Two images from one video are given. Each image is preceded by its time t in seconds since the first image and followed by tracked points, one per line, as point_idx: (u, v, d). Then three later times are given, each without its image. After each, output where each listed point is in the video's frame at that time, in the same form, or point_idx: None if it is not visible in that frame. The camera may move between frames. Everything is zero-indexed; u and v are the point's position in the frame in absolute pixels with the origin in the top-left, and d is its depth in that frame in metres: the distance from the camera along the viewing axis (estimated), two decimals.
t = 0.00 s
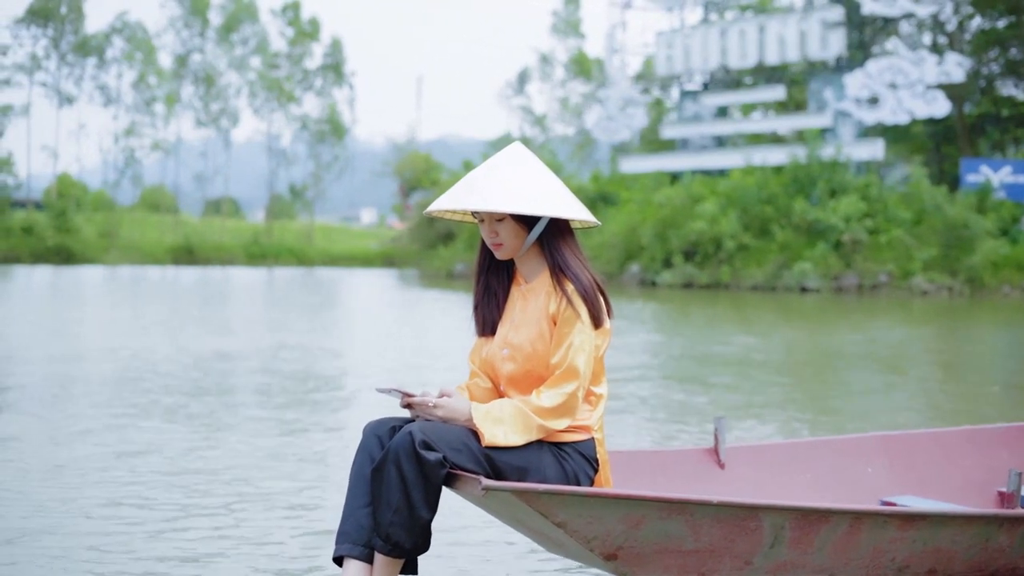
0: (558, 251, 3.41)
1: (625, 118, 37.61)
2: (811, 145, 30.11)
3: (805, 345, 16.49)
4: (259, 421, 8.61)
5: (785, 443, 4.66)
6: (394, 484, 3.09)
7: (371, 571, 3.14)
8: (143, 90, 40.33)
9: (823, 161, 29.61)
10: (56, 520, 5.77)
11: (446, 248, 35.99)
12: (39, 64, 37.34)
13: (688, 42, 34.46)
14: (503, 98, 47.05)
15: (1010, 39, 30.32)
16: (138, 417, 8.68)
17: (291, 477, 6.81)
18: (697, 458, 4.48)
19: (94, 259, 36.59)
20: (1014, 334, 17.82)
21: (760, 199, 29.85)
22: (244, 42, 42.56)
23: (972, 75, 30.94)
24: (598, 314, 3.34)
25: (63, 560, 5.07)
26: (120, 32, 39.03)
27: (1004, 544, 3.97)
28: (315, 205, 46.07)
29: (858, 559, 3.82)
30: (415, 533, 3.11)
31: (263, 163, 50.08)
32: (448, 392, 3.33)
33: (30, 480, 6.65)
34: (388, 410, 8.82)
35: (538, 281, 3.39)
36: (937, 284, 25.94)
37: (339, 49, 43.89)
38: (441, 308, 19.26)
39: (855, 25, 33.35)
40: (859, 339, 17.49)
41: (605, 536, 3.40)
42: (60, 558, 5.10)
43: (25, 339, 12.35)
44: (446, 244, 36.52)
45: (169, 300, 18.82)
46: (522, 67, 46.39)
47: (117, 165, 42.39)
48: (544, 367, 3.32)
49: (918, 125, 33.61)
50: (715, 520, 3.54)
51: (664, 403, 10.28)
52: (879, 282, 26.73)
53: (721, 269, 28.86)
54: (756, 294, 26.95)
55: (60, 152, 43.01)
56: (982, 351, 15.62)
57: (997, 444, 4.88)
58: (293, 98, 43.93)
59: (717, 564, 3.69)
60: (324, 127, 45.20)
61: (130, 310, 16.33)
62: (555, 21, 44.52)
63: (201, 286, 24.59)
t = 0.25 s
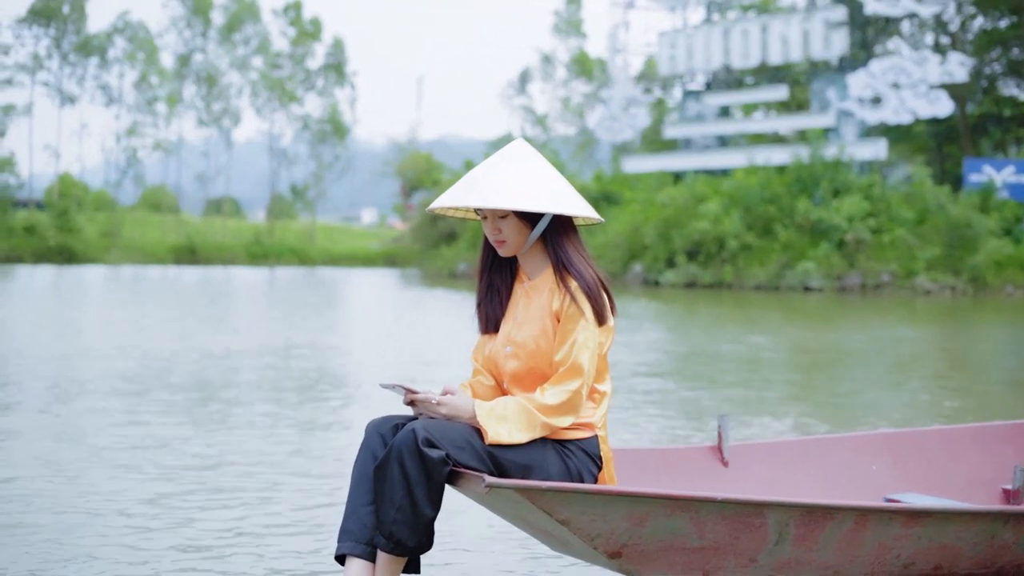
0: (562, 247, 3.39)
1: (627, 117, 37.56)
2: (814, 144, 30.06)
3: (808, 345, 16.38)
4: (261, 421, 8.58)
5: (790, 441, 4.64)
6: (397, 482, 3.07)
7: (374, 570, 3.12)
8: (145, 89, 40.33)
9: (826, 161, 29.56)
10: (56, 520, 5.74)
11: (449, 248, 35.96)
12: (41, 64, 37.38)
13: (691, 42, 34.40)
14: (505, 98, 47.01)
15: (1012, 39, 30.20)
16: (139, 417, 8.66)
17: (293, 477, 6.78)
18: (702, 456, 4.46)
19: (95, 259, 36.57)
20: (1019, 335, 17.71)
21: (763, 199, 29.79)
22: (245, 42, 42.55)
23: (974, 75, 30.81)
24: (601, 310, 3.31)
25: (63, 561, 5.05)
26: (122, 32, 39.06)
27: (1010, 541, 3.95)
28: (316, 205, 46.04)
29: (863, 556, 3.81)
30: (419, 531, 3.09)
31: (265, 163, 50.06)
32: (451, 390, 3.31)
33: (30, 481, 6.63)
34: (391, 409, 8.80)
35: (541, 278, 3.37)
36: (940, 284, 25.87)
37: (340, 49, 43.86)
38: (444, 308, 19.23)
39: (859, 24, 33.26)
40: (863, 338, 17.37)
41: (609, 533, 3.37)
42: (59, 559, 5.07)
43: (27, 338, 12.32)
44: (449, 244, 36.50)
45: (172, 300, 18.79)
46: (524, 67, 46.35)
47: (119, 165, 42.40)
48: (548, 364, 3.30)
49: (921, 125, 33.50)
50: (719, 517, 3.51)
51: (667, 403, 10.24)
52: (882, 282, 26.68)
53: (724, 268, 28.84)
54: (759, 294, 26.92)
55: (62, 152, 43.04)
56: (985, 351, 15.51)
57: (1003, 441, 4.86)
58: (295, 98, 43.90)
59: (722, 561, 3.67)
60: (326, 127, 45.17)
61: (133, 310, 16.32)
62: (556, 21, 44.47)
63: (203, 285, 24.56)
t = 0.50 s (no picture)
0: (566, 245, 3.36)
1: (630, 117, 37.51)
2: (817, 144, 30.00)
3: (811, 345, 16.29)
4: (263, 421, 8.54)
5: (795, 440, 4.62)
6: (401, 480, 3.03)
7: (377, 569, 3.09)
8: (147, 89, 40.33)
9: (829, 161, 29.52)
10: (55, 519, 5.70)
11: (451, 248, 35.91)
12: (43, 63, 37.39)
13: (693, 42, 34.35)
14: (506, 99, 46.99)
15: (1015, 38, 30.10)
16: (139, 417, 8.62)
17: (293, 476, 6.74)
18: (706, 454, 4.43)
19: (97, 259, 36.55)
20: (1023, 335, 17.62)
21: (766, 198, 29.74)
22: (247, 42, 42.57)
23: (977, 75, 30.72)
24: (606, 307, 3.28)
25: (64, 562, 5.01)
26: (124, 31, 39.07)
27: (1017, 537, 4.00)
28: (317, 205, 45.99)
29: (870, 552, 3.81)
30: (422, 529, 3.06)
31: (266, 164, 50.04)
32: (455, 388, 3.29)
33: (30, 481, 6.59)
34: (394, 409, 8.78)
35: (544, 276, 3.34)
36: (943, 283, 25.80)
37: (342, 49, 43.85)
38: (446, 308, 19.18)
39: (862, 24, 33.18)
40: (867, 338, 17.24)
41: (615, 532, 3.34)
42: (59, 559, 5.04)
43: (28, 338, 12.27)
44: (452, 243, 36.46)
45: (172, 300, 18.74)
46: (526, 67, 46.33)
47: (120, 165, 42.39)
48: (552, 362, 3.27)
49: (923, 125, 33.43)
50: (725, 515, 3.49)
51: (670, 402, 10.21)
52: (886, 281, 26.65)
53: (728, 268, 28.82)
54: (763, 293, 26.88)
55: (63, 152, 43.06)
56: (990, 351, 15.41)
57: (1005, 439, 4.87)
58: (297, 98, 43.88)
59: (727, 559, 3.64)
60: (327, 127, 45.15)
61: (135, 310, 16.28)
62: (558, 21, 44.45)
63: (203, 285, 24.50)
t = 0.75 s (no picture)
0: (567, 243, 3.34)
1: (633, 117, 37.47)
2: (819, 144, 29.96)
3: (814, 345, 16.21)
4: (264, 421, 8.52)
5: (799, 438, 4.59)
6: (403, 480, 3.01)
7: (380, 570, 3.07)
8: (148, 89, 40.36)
9: (832, 160, 29.48)
10: (56, 519, 5.68)
11: (454, 248, 35.90)
12: (45, 64, 37.44)
13: (696, 41, 34.32)
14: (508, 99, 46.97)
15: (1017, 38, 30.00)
16: (141, 417, 8.60)
17: (295, 476, 6.72)
18: (709, 454, 4.40)
19: (99, 258, 36.57)
20: None
21: (769, 198, 29.70)
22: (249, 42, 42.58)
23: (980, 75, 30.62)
24: (608, 307, 3.26)
25: (68, 562, 4.97)
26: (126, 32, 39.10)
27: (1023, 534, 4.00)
28: (319, 205, 46.01)
29: (874, 551, 3.81)
30: (425, 530, 3.04)
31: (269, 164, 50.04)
32: (456, 388, 3.26)
33: (31, 481, 6.57)
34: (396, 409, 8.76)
35: (546, 275, 3.32)
36: (946, 283, 25.72)
37: (344, 48, 43.85)
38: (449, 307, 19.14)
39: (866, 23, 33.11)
40: (871, 338, 17.16)
41: (618, 532, 3.32)
42: (61, 559, 5.01)
43: (29, 338, 12.24)
44: (455, 243, 36.44)
45: (173, 299, 18.72)
46: (527, 67, 46.32)
47: (123, 165, 42.42)
48: (554, 361, 3.25)
49: (925, 125, 33.36)
50: (729, 514, 3.47)
51: (673, 402, 10.18)
52: (889, 281, 26.54)
53: (731, 267, 28.81)
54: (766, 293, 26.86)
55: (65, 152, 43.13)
56: (994, 351, 15.33)
57: (1008, 436, 4.87)
58: (299, 98, 43.87)
59: (731, 558, 3.62)
60: (329, 127, 45.14)
61: (137, 310, 16.26)
62: (560, 21, 44.44)
63: (205, 285, 24.50)
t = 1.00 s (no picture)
0: (567, 243, 3.33)
1: (636, 117, 37.44)
2: (822, 144, 29.92)
3: (817, 345, 16.16)
4: (265, 421, 8.50)
5: (798, 439, 4.58)
6: (404, 482, 2.99)
7: (381, 571, 3.05)
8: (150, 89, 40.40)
9: (835, 160, 29.46)
10: (56, 519, 5.66)
11: (456, 248, 35.89)
12: (48, 63, 37.45)
13: (699, 40, 34.28)
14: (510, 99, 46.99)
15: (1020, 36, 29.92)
16: (142, 417, 8.58)
17: (294, 476, 6.70)
18: (711, 454, 4.39)
19: (101, 259, 36.56)
20: None
21: (773, 198, 29.67)
22: (251, 42, 42.64)
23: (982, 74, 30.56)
24: (608, 307, 3.24)
25: (74, 562, 4.95)
26: (128, 32, 39.11)
27: None
28: (321, 206, 45.98)
29: (876, 551, 3.80)
30: (426, 532, 3.02)
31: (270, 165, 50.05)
32: (457, 389, 3.24)
33: (30, 481, 6.54)
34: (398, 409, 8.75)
35: (546, 276, 3.31)
36: (950, 282, 25.64)
37: (346, 48, 43.86)
38: (450, 307, 19.10)
39: (869, 23, 33.08)
40: (875, 338, 17.09)
41: (619, 532, 3.31)
42: (60, 558, 5.00)
43: (30, 338, 12.20)
44: (457, 243, 36.42)
45: (174, 300, 18.70)
46: (529, 68, 46.32)
47: (125, 165, 42.44)
48: (555, 362, 3.24)
49: (927, 125, 33.29)
50: (731, 514, 3.45)
51: (676, 402, 10.16)
52: (892, 280, 26.45)
53: (734, 267, 28.78)
54: (770, 292, 26.82)
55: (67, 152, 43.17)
56: (998, 350, 15.27)
57: (1011, 435, 4.85)
58: (301, 98, 43.88)
59: (734, 559, 3.61)
60: (330, 127, 45.18)
61: (138, 309, 16.23)
62: (562, 22, 44.44)
63: (206, 285, 24.47)
